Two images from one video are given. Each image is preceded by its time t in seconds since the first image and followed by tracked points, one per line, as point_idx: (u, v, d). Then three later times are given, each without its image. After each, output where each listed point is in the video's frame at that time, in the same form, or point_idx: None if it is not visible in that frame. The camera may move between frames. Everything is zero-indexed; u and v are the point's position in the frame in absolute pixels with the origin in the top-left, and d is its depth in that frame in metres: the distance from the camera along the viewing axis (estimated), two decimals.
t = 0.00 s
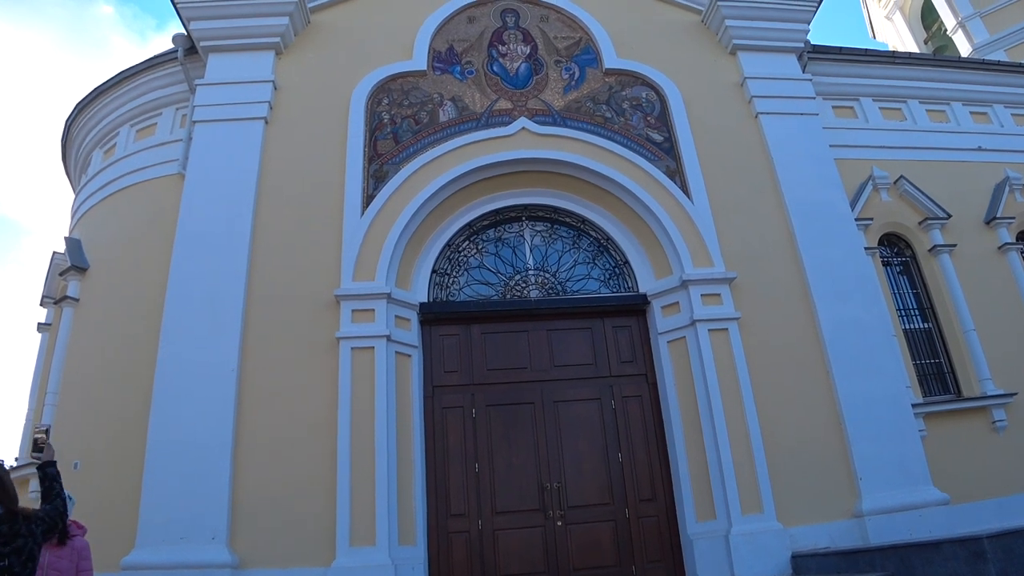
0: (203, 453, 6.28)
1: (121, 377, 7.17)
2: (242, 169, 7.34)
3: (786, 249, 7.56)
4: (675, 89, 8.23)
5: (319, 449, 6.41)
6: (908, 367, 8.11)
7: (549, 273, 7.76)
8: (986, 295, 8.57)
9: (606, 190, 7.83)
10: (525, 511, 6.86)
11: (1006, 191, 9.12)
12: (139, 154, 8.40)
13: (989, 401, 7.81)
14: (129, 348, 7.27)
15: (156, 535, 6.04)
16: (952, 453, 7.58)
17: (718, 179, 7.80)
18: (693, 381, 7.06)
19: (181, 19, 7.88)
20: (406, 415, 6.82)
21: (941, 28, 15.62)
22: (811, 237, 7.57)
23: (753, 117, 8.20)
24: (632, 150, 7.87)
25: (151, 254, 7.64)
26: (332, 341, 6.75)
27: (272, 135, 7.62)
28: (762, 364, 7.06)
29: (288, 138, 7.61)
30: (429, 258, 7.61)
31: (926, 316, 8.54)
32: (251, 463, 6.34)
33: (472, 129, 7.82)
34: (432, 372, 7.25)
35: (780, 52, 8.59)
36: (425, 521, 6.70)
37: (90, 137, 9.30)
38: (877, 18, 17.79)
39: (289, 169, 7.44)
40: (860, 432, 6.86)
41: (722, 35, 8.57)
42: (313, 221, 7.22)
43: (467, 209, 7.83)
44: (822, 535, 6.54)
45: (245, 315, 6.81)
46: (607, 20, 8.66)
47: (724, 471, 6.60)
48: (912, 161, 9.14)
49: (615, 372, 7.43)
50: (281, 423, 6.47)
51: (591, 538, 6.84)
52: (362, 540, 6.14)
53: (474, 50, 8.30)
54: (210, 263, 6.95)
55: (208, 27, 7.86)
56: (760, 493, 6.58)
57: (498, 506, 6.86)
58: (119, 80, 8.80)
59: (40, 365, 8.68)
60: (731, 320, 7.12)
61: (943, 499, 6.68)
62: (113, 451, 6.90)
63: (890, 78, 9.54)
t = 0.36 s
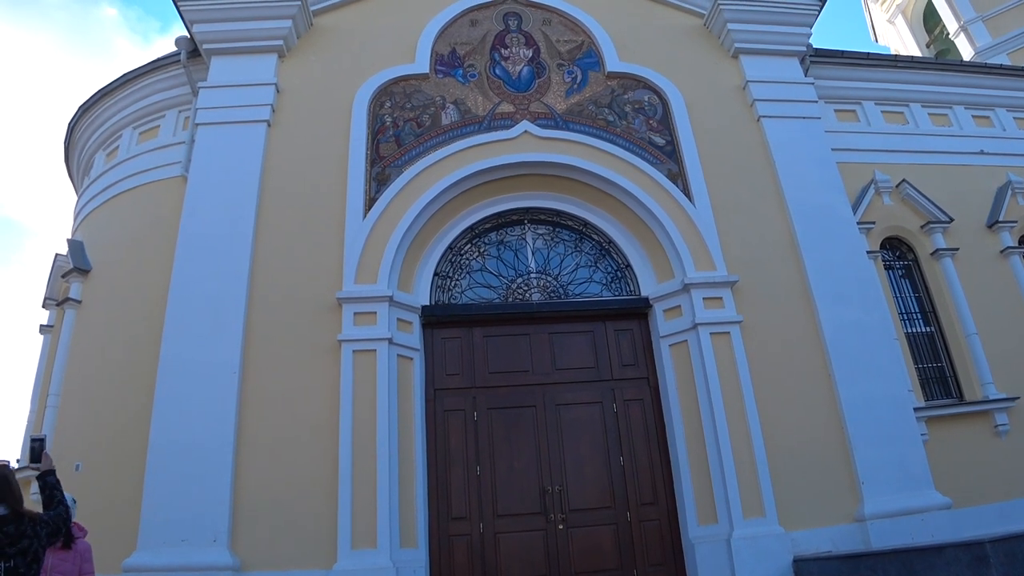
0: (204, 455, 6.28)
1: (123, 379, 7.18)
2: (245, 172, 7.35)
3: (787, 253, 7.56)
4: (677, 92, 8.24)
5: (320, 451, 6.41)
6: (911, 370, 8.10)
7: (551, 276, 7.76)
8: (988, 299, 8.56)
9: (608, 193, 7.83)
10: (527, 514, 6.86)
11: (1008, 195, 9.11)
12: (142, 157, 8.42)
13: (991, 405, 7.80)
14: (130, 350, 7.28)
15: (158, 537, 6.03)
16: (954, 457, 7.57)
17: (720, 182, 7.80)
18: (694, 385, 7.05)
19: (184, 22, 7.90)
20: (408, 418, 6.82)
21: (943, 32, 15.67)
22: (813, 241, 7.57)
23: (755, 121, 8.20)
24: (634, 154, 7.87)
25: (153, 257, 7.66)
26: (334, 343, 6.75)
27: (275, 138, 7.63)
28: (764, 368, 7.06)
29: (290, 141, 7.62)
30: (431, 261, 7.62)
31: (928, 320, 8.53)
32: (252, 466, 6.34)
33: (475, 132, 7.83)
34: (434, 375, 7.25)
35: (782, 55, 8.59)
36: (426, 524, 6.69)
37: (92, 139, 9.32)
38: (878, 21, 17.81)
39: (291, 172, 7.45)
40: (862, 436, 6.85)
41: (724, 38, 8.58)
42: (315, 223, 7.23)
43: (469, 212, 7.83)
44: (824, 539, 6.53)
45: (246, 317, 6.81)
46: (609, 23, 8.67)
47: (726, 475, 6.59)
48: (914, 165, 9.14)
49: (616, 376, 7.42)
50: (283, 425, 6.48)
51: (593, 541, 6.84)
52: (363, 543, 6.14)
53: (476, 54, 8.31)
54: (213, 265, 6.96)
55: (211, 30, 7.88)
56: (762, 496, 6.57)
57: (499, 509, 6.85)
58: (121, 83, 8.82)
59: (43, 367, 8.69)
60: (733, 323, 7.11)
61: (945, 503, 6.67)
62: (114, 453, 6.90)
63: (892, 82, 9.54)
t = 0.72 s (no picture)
0: (204, 459, 6.27)
1: (123, 382, 7.18)
2: (244, 175, 7.35)
3: (786, 254, 7.56)
4: (676, 94, 8.25)
5: (320, 454, 6.41)
6: (910, 371, 8.10)
7: (551, 278, 7.76)
8: (987, 299, 8.56)
9: (607, 195, 7.84)
10: (527, 516, 6.85)
11: (1007, 195, 9.12)
12: (141, 160, 8.42)
13: (991, 406, 7.80)
14: (130, 353, 7.27)
15: (158, 541, 6.03)
16: (954, 457, 7.57)
17: (719, 184, 7.81)
18: (694, 386, 7.05)
19: (183, 26, 7.91)
20: (408, 420, 6.82)
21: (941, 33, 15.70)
22: (813, 242, 7.57)
23: (754, 122, 8.21)
24: (633, 155, 7.88)
25: (153, 260, 7.66)
26: (334, 346, 6.75)
27: (274, 141, 7.63)
28: (764, 369, 7.06)
29: (290, 144, 7.63)
30: (430, 263, 7.62)
31: (927, 321, 8.53)
32: (252, 469, 6.34)
33: (474, 135, 7.84)
34: (434, 378, 7.25)
35: (780, 56, 8.60)
36: (426, 526, 6.68)
37: (92, 143, 9.32)
38: (876, 22, 17.82)
39: (291, 175, 7.46)
40: (862, 437, 6.85)
41: (722, 40, 8.59)
42: (314, 226, 7.23)
43: (468, 215, 7.84)
44: (824, 540, 6.52)
45: (246, 320, 6.81)
46: (607, 25, 8.67)
47: (727, 476, 6.59)
48: (912, 166, 9.15)
49: (616, 378, 7.42)
50: (283, 428, 6.48)
51: (593, 543, 6.83)
52: (363, 546, 6.14)
53: (475, 56, 8.31)
54: (213, 268, 6.96)
55: (210, 33, 7.90)
56: (762, 497, 6.57)
57: (499, 511, 6.85)
58: (121, 86, 8.82)
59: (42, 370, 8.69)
60: (733, 325, 7.12)
61: (945, 503, 6.67)
62: (114, 457, 6.90)
63: (890, 83, 9.55)
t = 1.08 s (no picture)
0: (205, 461, 6.27)
1: (123, 384, 7.17)
2: (244, 177, 7.35)
3: (786, 254, 7.56)
4: (675, 94, 8.25)
5: (321, 456, 6.41)
6: (911, 370, 8.10)
7: (551, 279, 7.76)
8: (987, 298, 8.56)
9: (607, 196, 7.84)
10: (528, 517, 6.85)
11: (1007, 194, 9.12)
12: (141, 162, 8.42)
13: (991, 405, 7.80)
14: (130, 356, 7.27)
15: (158, 543, 6.03)
16: (955, 457, 7.57)
17: (719, 184, 7.81)
18: (695, 387, 7.05)
19: (182, 29, 7.92)
20: (408, 422, 6.82)
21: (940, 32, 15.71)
22: (813, 242, 7.57)
23: (753, 122, 8.21)
24: (632, 156, 7.88)
25: (153, 262, 7.66)
26: (333, 348, 6.75)
27: (273, 143, 7.63)
28: (764, 369, 7.06)
29: (289, 146, 7.63)
30: (430, 264, 7.62)
31: (928, 320, 8.53)
32: (253, 471, 6.34)
33: (473, 136, 7.84)
34: (434, 379, 7.25)
35: (779, 56, 8.60)
36: (427, 528, 6.68)
37: (91, 145, 9.32)
38: (875, 21, 17.82)
39: (290, 177, 7.45)
40: (862, 437, 6.85)
41: (722, 41, 8.59)
42: (314, 228, 7.23)
43: (468, 216, 7.84)
44: (825, 540, 6.52)
45: (246, 323, 6.80)
46: (606, 26, 8.68)
47: (727, 476, 6.59)
48: (912, 165, 9.15)
49: (616, 378, 7.42)
50: (284, 430, 6.47)
51: (594, 543, 6.83)
52: (364, 548, 6.13)
53: (474, 57, 8.31)
54: (212, 270, 6.96)
55: (209, 35, 7.90)
56: (763, 497, 6.56)
57: (500, 512, 6.84)
58: (120, 89, 8.83)
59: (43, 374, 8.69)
60: (733, 325, 7.12)
61: (946, 503, 6.66)
62: (115, 460, 6.89)
63: (889, 82, 9.55)
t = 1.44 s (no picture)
0: (205, 462, 6.27)
1: (123, 386, 7.17)
2: (243, 178, 7.35)
3: (786, 252, 7.56)
4: (674, 93, 8.25)
5: (321, 457, 6.40)
6: (911, 367, 8.10)
7: (550, 278, 7.76)
8: (987, 295, 8.56)
9: (606, 194, 7.84)
10: (529, 516, 6.85)
11: (1006, 190, 9.12)
12: (140, 164, 8.42)
13: (992, 401, 7.80)
14: (130, 357, 7.27)
15: (159, 545, 6.02)
16: (955, 454, 7.56)
17: (718, 182, 7.81)
18: (695, 384, 7.05)
19: (181, 30, 7.91)
20: (409, 422, 6.82)
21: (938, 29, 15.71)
22: (812, 239, 7.57)
23: (752, 120, 8.21)
24: (631, 155, 7.88)
25: (153, 264, 7.65)
26: (333, 348, 6.75)
27: (272, 144, 7.63)
28: (765, 367, 7.05)
29: (288, 146, 7.62)
30: (430, 264, 7.62)
31: (928, 317, 8.53)
32: (253, 472, 6.33)
33: (472, 135, 7.84)
34: (434, 379, 7.25)
35: (778, 54, 8.59)
36: (429, 527, 6.68)
37: (90, 148, 9.32)
38: (873, 18, 17.81)
39: (289, 177, 7.45)
40: (863, 434, 6.84)
41: (720, 39, 8.58)
42: (313, 229, 7.22)
43: (467, 216, 7.83)
44: (826, 537, 6.51)
45: (246, 324, 6.80)
46: (605, 24, 8.67)
47: (729, 474, 6.59)
48: (911, 162, 9.15)
49: (617, 377, 7.42)
50: (283, 432, 6.47)
51: (596, 542, 6.83)
52: (366, 548, 6.13)
53: (473, 57, 8.31)
54: (212, 271, 6.95)
55: (207, 37, 7.90)
56: (765, 495, 6.56)
57: (501, 512, 6.84)
58: (118, 91, 8.82)
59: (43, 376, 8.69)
60: (733, 323, 7.12)
61: (947, 500, 6.66)
62: (115, 462, 6.89)
63: (888, 80, 9.55)
